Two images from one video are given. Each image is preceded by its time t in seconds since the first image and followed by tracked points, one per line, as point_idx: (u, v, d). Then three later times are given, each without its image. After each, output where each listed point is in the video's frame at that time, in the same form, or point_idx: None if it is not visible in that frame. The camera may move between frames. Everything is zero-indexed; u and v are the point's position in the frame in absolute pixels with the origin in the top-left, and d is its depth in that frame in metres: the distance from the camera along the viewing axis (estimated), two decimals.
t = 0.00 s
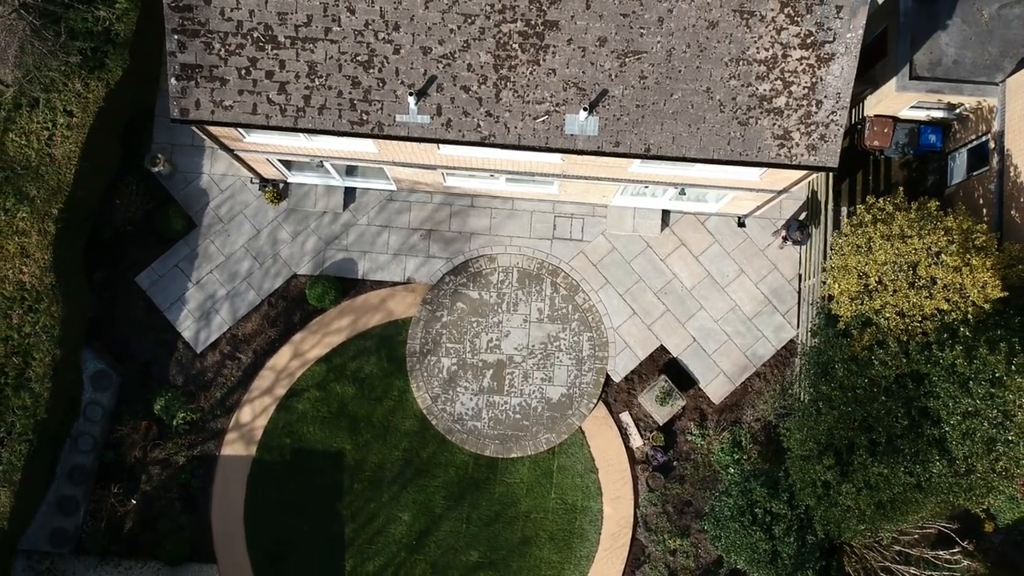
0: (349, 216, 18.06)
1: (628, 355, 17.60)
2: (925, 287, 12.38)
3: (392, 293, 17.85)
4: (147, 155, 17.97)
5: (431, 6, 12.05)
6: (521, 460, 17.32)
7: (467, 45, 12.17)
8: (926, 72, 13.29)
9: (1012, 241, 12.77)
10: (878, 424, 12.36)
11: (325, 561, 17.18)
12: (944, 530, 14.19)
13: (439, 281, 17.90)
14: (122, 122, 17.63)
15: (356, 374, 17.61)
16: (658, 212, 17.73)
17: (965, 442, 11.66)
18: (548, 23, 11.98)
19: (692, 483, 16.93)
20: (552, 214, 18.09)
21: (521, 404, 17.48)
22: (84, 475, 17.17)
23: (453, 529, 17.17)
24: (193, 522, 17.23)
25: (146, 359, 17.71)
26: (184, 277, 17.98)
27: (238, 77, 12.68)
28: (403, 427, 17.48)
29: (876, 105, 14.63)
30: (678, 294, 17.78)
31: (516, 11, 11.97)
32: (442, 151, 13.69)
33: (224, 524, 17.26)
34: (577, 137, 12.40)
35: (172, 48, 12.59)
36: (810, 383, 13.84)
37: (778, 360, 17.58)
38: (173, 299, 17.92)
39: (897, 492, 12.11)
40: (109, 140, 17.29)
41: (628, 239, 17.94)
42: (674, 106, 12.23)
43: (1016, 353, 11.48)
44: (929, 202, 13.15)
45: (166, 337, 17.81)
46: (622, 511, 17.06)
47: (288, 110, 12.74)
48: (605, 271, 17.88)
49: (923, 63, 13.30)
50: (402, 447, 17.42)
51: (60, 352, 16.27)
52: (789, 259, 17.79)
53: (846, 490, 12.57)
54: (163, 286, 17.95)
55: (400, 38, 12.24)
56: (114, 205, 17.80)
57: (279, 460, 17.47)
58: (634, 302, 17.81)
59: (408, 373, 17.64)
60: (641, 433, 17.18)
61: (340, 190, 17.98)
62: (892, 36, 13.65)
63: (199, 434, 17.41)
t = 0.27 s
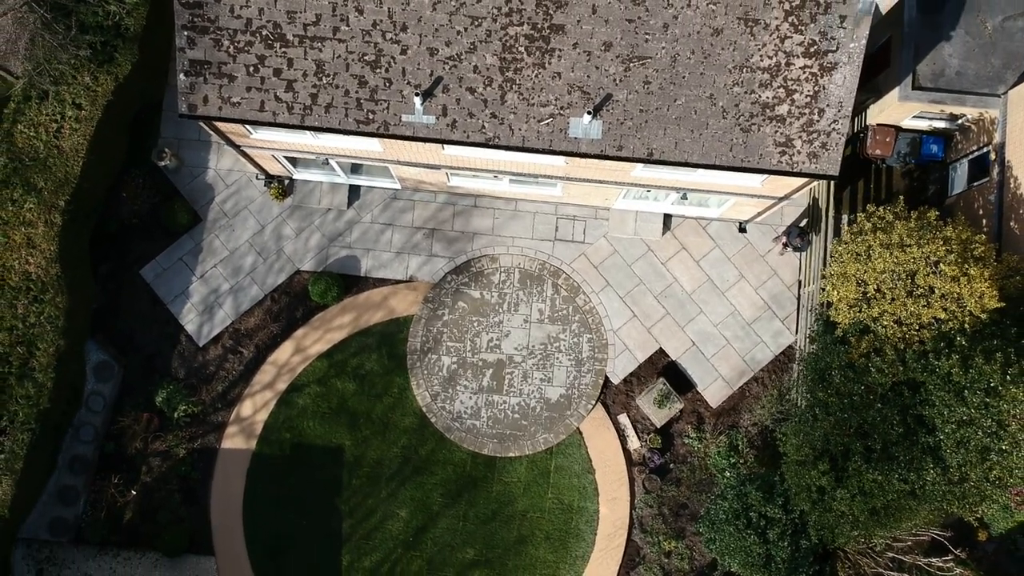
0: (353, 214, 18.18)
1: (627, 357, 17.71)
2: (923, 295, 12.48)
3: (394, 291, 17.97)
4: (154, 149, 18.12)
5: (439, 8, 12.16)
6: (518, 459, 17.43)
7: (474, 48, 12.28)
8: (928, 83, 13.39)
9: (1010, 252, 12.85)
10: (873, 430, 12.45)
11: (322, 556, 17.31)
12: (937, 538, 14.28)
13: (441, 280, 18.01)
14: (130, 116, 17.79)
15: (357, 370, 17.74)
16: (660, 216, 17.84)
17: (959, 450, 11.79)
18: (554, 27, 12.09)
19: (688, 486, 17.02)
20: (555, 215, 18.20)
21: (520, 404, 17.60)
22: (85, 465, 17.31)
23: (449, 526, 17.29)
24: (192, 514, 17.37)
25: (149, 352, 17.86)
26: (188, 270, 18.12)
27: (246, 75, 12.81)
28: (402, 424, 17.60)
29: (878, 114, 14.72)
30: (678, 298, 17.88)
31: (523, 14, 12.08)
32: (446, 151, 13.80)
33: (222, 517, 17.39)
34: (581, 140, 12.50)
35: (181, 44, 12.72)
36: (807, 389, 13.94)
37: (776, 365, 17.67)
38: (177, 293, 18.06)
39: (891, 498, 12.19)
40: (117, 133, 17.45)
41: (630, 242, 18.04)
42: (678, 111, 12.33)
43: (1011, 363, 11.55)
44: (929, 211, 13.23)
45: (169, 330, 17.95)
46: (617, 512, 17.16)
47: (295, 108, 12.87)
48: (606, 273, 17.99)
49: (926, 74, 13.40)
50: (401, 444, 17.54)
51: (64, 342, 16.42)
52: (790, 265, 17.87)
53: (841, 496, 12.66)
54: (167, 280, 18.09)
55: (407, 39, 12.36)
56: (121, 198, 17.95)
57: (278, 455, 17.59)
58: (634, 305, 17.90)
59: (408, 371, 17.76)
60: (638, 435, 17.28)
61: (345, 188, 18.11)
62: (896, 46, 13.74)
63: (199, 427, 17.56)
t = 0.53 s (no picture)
0: (358, 211, 18.32)
1: (626, 360, 17.83)
2: (921, 306, 12.58)
3: (397, 289, 18.10)
4: (162, 143, 18.28)
5: (448, 10, 12.30)
6: (516, 459, 17.55)
7: (482, 50, 12.42)
8: (932, 95, 13.49)
9: (1010, 265, 12.93)
10: (869, 439, 12.57)
11: (320, 549, 17.46)
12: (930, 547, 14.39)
13: (444, 279, 18.15)
14: (140, 109, 17.96)
15: (359, 366, 17.88)
16: (663, 221, 17.95)
17: (953, 460, 11.93)
18: (562, 32, 12.22)
19: (684, 490, 17.11)
20: (558, 218, 18.32)
21: (519, 404, 17.72)
22: (87, 454, 17.48)
23: (446, 524, 17.42)
24: (191, 506, 17.53)
25: (152, 344, 18.01)
26: (193, 263, 18.27)
27: (257, 71, 12.95)
28: (402, 421, 17.73)
29: (882, 125, 14.82)
30: (678, 303, 17.99)
31: (531, 19, 12.21)
32: (452, 152, 13.92)
33: (222, 508, 17.55)
34: (586, 144, 12.62)
35: (193, 40, 12.87)
36: (804, 396, 14.03)
37: (774, 372, 17.78)
38: (181, 285, 18.22)
39: (885, 506, 12.30)
40: (126, 126, 17.62)
41: (632, 246, 18.15)
42: (682, 118, 12.45)
43: (1007, 375, 11.68)
44: (930, 223, 13.33)
45: (173, 322, 18.11)
46: (613, 513, 17.29)
47: (303, 105, 13.00)
48: (608, 276, 18.10)
49: (930, 86, 13.50)
50: (401, 440, 17.68)
51: (69, 332, 16.59)
52: (790, 272, 17.97)
53: (835, 503, 12.76)
54: (172, 272, 18.25)
55: (416, 40, 12.49)
56: (129, 190, 18.12)
57: (278, 449, 17.74)
58: (635, 309, 18.01)
59: (409, 368, 17.89)
60: (636, 438, 17.40)
61: (351, 185, 18.26)
62: (901, 58, 13.84)
63: (201, 419, 17.72)
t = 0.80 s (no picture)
0: (363, 208, 18.46)
1: (625, 363, 17.94)
2: (919, 316, 12.68)
3: (400, 286, 18.24)
4: (170, 135, 18.43)
5: (457, 12, 12.42)
6: (514, 458, 17.68)
7: (490, 52, 12.54)
8: (935, 107, 13.58)
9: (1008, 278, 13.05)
10: (864, 446, 12.68)
11: (317, 543, 17.62)
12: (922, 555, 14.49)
13: (446, 277, 18.27)
14: (149, 102, 18.11)
15: (359, 362, 18.01)
16: (665, 225, 18.06)
17: (947, 470, 12.04)
18: (569, 36, 12.33)
19: (680, 492, 17.22)
20: (561, 219, 18.43)
21: (518, 404, 17.84)
22: (88, 443, 17.63)
23: (443, 521, 17.55)
24: (190, 496, 17.68)
25: (156, 335, 18.17)
26: (198, 256, 18.42)
27: (266, 68, 13.08)
28: (401, 417, 17.87)
29: (885, 135, 14.92)
30: (678, 307, 18.09)
31: (539, 22, 12.33)
32: (457, 152, 14.04)
33: (220, 500, 17.70)
34: (590, 148, 12.74)
35: (204, 35, 13.01)
36: (801, 403, 14.13)
37: (772, 377, 17.88)
38: (186, 277, 18.36)
39: (878, 514, 12.39)
40: (135, 118, 17.77)
41: (634, 250, 18.26)
42: (686, 123, 12.55)
43: (1002, 387, 11.80)
44: (929, 234, 13.44)
45: (177, 314, 18.26)
46: (609, 514, 17.42)
47: (311, 103, 13.12)
48: (609, 279, 18.21)
49: (934, 98, 13.59)
50: (400, 437, 17.81)
51: (74, 321, 16.74)
52: (790, 279, 18.08)
53: (829, 509, 12.87)
54: (177, 264, 18.40)
55: (425, 40, 12.62)
56: (136, 182, 18.28)
57: (277, 442, 17.88)
58: (635, 311, 18.12)
59: (410, 365, 18.02)
60: (633, 440, 17.52)
61: (356, 182, 18.40)
62: (905, 69, 13.93)
63: (202, 411, 17.87)
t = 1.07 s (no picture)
0: (368, 205, 18.59)
1: (624, 366, 18.05)
2: (916, 327, 12.79)
3: (403, 283, 18.36)
4: (179, 128, 18.57)
5: (466, 14, 12.55)
6: (511, 457, 17.81)
7: (498, 54, 12.66)
8: (939, 120, 13.67)
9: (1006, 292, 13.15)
10: (858, 455, 12.79)
11: (314, 536, 17.78)
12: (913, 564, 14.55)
13: (449, 276, 18.39)
14: (159, 94, 18.27)
15: (360, 358, 18.15)
16: (667, 230, 18.16)
17: (940, 480, 12.14)
18: (577, 40, 12.46)
19: (675, 496, 17.31)
20: (564, 222, 18.54)
21: (517, 403, 17.96)
22: (90, 430, 17.79)
23: (439, 517, 17.68)
24: (189, 486, 17.84)
25: (159, 325, 18.32)
26: (204, 248, 18.57)
27: (276, 64, 13.22)
28: (400, 413, 18.00)
29: (888, 147, 15.02)
30: (679, 311, 18.20)
31: (547, 26, 12.45)
32: (463, 152, 14.16)
33: (219, 490, 17.85)
34: (594, 151, 12.86)
35: (216, 30, 13.14)
36: (797, 411, 14.22)
37: (770, 384, 17.98)
38: (191, 269, 18.52)
39: (870, 522, 12.49)
40: (145, 110, 17.91)
41: (636, 253, 18.37)
42: (690, 130, 12.66)
43: (996, 400, 11.94)
44: (929, 246, 13.54)
45: (180, 305, 18.41)
46: (604, 515, 17.53)
47: (320, 100, 13.25)
48: (611, 282, 18.33)
49: (937, 111, 13.69)
50: (398, 433, 17.95)
51: (79, 310, 16.91)
52: (791, 287, 18.16)
53: (822, 517, 12.97)
54: (183, 256, 18.55)
55: (434, 41, 12.75)
56: (144, 173, 18.44)
57: (277, 434, 18.02)
58: (636, 315, 18.23)
59: (410, 362, 18.16)
60: (630, 442, 17.63)
61: (362, 179, 18.51)
62: (909, 82, 14.02)
63: (203, 402, 18.02)
